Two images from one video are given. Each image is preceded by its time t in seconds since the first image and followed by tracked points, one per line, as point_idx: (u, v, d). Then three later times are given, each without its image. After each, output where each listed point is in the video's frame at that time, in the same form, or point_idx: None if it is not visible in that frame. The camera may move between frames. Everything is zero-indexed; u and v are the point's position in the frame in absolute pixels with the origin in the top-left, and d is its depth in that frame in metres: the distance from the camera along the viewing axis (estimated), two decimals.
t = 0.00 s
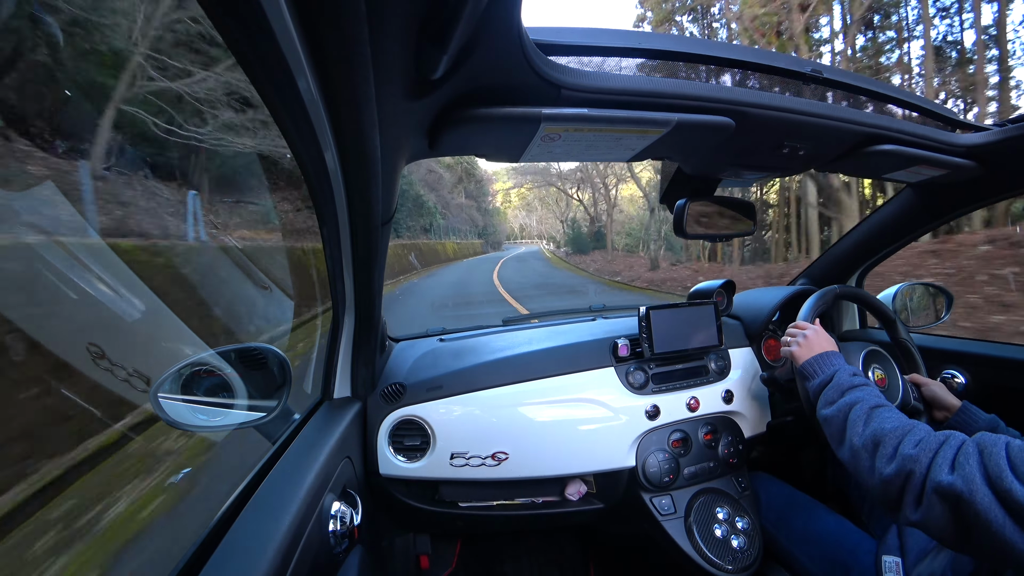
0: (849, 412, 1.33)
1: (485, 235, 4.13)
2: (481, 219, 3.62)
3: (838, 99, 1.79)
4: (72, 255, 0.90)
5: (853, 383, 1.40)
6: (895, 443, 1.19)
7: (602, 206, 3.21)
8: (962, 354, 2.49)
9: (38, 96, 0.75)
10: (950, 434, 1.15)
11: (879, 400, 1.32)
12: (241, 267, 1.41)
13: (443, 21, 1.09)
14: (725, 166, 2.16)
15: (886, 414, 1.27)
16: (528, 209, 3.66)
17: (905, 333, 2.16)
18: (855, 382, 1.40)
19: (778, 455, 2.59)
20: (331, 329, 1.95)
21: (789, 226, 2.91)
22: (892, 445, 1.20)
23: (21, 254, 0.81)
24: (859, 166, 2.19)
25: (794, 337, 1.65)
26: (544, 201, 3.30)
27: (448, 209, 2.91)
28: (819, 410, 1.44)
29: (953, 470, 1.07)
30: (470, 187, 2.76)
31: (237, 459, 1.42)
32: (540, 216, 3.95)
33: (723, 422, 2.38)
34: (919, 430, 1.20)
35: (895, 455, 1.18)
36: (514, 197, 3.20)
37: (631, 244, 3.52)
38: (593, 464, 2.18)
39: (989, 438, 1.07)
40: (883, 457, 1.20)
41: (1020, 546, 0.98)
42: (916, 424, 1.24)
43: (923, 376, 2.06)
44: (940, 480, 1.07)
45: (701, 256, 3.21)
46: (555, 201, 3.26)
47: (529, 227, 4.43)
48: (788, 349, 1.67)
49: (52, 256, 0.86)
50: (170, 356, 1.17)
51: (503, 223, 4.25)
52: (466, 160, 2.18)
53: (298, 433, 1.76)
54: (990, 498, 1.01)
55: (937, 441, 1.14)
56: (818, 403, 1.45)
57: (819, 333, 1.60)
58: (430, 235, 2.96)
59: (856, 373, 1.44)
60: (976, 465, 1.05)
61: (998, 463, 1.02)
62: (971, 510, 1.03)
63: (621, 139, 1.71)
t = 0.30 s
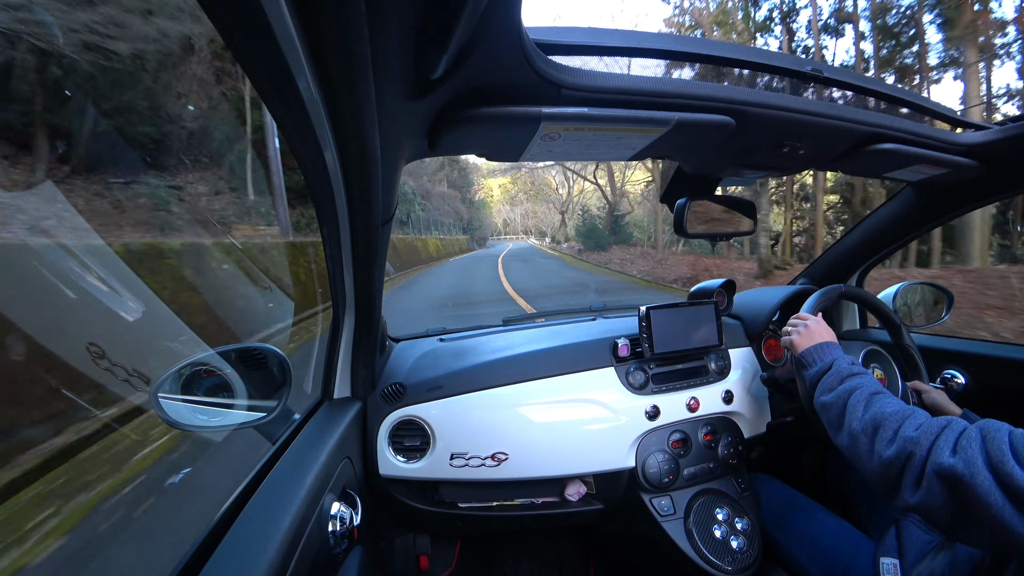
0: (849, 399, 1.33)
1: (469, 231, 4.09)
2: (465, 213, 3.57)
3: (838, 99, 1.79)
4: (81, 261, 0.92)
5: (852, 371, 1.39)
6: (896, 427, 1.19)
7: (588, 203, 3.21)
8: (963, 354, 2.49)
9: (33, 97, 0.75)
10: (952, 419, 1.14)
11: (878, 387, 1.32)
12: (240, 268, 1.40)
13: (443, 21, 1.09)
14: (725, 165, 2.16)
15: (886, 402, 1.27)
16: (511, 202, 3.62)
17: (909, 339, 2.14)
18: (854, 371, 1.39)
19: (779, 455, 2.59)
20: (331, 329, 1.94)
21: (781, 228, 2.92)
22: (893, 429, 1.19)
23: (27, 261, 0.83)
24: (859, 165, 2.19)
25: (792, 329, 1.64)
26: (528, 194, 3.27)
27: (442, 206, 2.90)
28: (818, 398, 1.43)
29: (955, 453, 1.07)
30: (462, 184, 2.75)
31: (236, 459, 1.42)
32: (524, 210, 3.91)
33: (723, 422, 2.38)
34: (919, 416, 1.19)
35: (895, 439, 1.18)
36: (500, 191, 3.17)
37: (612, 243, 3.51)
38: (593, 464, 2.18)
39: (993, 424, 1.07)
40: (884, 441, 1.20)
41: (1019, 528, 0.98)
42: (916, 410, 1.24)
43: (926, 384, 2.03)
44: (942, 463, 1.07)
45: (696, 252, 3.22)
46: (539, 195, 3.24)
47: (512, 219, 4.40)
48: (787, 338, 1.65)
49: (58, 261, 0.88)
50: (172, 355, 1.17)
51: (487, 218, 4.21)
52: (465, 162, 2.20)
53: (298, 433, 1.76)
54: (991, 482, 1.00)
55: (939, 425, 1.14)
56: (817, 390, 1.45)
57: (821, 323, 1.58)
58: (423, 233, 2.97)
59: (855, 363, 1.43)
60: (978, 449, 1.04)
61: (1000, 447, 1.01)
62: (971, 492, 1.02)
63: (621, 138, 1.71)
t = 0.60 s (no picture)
0: (848, 405, 1.32)
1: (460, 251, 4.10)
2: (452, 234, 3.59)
3: (839, 99, 1.78)
4: (82, 263, 0.93)
5: (851, 375, 1.39)
6: (895, 434, 1.19)
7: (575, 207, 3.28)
8: (964, 354, 2.48)
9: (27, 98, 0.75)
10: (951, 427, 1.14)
11: (877, 392, 1.32)
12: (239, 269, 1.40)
13: (443, 21, 1.09)
14: (725, 165, 2.16)
15: (885, 407, 1.27)
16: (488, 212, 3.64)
17: (909, 339, 2.14)
18: (854, 375, 1.39)
19: (779, 456, 2.59)
20: (331, 330, 1.94)
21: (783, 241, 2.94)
22: (890, 436, 1.19)
23: (26, 262, 0.84)
24: (859, 165, 2.19)
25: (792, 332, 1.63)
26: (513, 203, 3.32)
27: (439, 215, 2.88)
28: (817, 402, 1.43)
29: (952, 460, 1.07)
30: (451, 196, 2.80)
31: (234, 459, 1.42)
32: (508, 218, 3.94)
33: (723, 423, 2.38)
34: (915, 424, 1.19)
35: (892, 446, 1.18)
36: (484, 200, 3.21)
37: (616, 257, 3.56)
38: (593, 464, 2.17)
39: (987, 432, 1.07)
40: (882, 448, 1.19)
41: (1016, 536, 0.98)
42: (915, 418, 1.23)
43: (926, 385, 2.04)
44: (939, 472, 1.07)
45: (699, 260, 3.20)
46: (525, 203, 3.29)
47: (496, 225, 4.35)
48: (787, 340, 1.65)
49: (57, 261, 0.89)
50: (167, 357, 1.18)
51: (469, 229, 4.20)
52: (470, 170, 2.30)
53: (298, 433, 1.76)
54: (985, 489, 1.01)
55: (935, 432, 1.14)
56: (816, 393, 1.45)
57: (819, 325, 1.57)
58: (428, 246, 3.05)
59: (855, 368, 1.43)
60: (973, 457, 1.05)
61: (995, 456, 1.02)
62: (968, 500, 1.03)
63: (621, 138, 1.71)
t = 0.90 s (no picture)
0: (848, 403, 1.33)
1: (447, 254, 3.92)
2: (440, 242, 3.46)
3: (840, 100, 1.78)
4: (83, 264, 0.97)
5: (851, 375, 1.40)
6: (895, 433, 1.20)
7: (564, 201, 3.15)
8: (964, 353, 2.48)
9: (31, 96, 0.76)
10: (952, 426, 1.14)
11: (877, 392, 1.33)
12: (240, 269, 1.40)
13: (443, 21, 1.09)
14: (726, 165, 2.16)
15: (884, 407, 1.28)
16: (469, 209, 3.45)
17: (907, 335, 2.15)
18: (853, 375, 1.40)
19: (778, 455, 2.59)
20: (331, 330, 1.95)
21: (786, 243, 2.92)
22: (891, 435, 1.20)
23: (29, 260, 0.87)
24: (859, 165, 2.19)
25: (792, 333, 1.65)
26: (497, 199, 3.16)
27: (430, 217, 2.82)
28: (818, 403, 1.44)
29: (954, 460, 1.06)
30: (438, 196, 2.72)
31: (235, 458, 1.43)
32: (491, 217, 3.75)
33: (723, 422, 2.38)
34: (917, 422, 1.20)
35: (894, 446, 1.18)
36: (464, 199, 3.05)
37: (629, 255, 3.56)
38: (593, 464, 2.18)
39: (991, 430, 1.06)
40: (883, 447, 1.20)
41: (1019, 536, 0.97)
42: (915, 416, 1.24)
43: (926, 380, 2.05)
44: (940, 470, 1.06)
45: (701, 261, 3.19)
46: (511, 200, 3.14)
47: (477, 229, 4.25)
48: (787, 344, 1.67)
49: (59, 262, 0.92)
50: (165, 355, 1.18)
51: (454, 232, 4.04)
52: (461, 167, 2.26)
53: (298, 433, 1.76)
54: (988, 488, 0.99)
55: (936, 431, 1.14)
56: (817, 395, 1.46)
57: (819, 326, 1.59)
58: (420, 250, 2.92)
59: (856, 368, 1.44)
60: (976, 455, 1.04)
61: (998, 454, 1.00)
62: (970, 501, 1.01)
63: (621, 138, 1.71)
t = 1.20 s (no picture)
0: (850, 426, 1.33)
1: (434, 262, 3.63)
2: (426, 248, 3.17)
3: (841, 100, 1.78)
4: (98, 278, 0.94)
5: (852, 395, 1.39)
6: (894, 458, 1.19)
7: (556, 195, 2.96)
8: (963, 353, 2.49)
9: (43, 98, 0.75)
10: (950, 447, 1.14)
11: (879, 412, 1.33)
12: (243, 270, 1.40)
13: (445, 20, 1.09)
14: (726, 165, 2.16)
15: (884, 427, 1.27)
16: (454, 211, 3.18)
17: (899, 325, 2.15)
18: (854, 394, 1.39)
19: (779, 455, 2.59)
20: (331, 329, 1.96)
21: (791, 244, 2.86)
22: (891, 460, 1.20)
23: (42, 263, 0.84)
24: (859, 165, 2.19)
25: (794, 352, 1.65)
26: (484, 195, 2.94)
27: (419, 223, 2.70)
28: (820, 424, 1.44)
29: (953, 486, 1.07)
30: (425, 198, 2.60)
31: (240, 459, 1.42)
32: (475, 220, 3.60)
33: (723, 422, 2.38)
34: (917, 444, 1.20)
35: (893, 470, 1.18)
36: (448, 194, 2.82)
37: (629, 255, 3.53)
38: (593, 463, 2.18)
39: (988, 451, 1.07)
40: (883, 472, 1.20)
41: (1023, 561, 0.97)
42: (915, 436, 1.24)
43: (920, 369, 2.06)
44: (941, 498, 1.07)
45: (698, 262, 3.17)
46: (500, 195, 2.94)
47: (461, 236, 4.06)
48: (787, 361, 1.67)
49: (69, 270, 0.88)
50: (173, 355, 1.18)
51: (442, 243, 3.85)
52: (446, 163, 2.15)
53: (298, 433, 1.76)
54: (990, 514, 1.00)
55: (936, 455, 1.14)
56: (818, 416, 1.45)
57: (817, 342, 1.61)
58: (409, 254, 2.71)
59: (856, 384, 1.44)
60: (975, 480, 1.05)
61: (997, 477, 1.02)
62: (973, 527, 1.02)
63: (620, 138, 1.71)
